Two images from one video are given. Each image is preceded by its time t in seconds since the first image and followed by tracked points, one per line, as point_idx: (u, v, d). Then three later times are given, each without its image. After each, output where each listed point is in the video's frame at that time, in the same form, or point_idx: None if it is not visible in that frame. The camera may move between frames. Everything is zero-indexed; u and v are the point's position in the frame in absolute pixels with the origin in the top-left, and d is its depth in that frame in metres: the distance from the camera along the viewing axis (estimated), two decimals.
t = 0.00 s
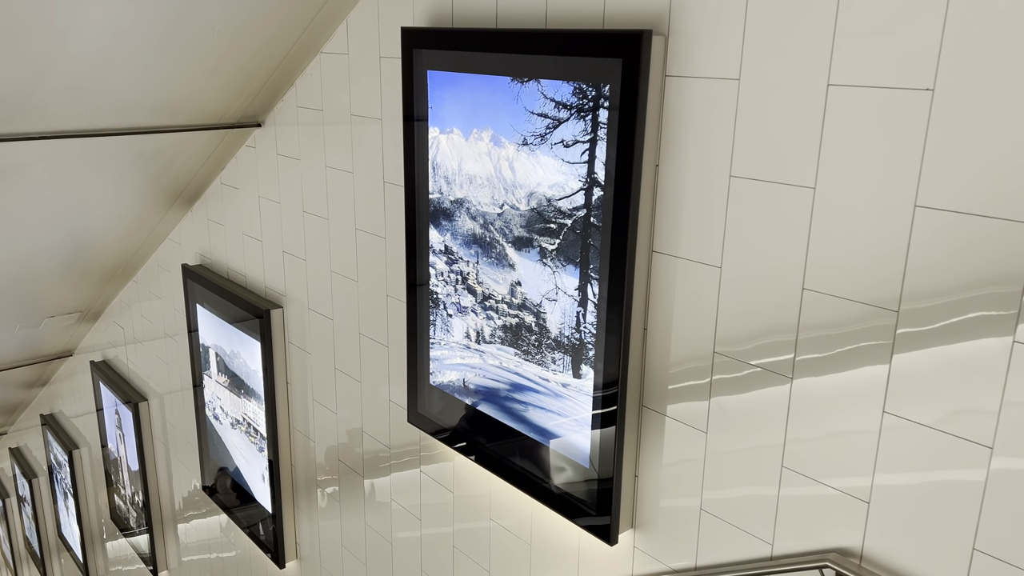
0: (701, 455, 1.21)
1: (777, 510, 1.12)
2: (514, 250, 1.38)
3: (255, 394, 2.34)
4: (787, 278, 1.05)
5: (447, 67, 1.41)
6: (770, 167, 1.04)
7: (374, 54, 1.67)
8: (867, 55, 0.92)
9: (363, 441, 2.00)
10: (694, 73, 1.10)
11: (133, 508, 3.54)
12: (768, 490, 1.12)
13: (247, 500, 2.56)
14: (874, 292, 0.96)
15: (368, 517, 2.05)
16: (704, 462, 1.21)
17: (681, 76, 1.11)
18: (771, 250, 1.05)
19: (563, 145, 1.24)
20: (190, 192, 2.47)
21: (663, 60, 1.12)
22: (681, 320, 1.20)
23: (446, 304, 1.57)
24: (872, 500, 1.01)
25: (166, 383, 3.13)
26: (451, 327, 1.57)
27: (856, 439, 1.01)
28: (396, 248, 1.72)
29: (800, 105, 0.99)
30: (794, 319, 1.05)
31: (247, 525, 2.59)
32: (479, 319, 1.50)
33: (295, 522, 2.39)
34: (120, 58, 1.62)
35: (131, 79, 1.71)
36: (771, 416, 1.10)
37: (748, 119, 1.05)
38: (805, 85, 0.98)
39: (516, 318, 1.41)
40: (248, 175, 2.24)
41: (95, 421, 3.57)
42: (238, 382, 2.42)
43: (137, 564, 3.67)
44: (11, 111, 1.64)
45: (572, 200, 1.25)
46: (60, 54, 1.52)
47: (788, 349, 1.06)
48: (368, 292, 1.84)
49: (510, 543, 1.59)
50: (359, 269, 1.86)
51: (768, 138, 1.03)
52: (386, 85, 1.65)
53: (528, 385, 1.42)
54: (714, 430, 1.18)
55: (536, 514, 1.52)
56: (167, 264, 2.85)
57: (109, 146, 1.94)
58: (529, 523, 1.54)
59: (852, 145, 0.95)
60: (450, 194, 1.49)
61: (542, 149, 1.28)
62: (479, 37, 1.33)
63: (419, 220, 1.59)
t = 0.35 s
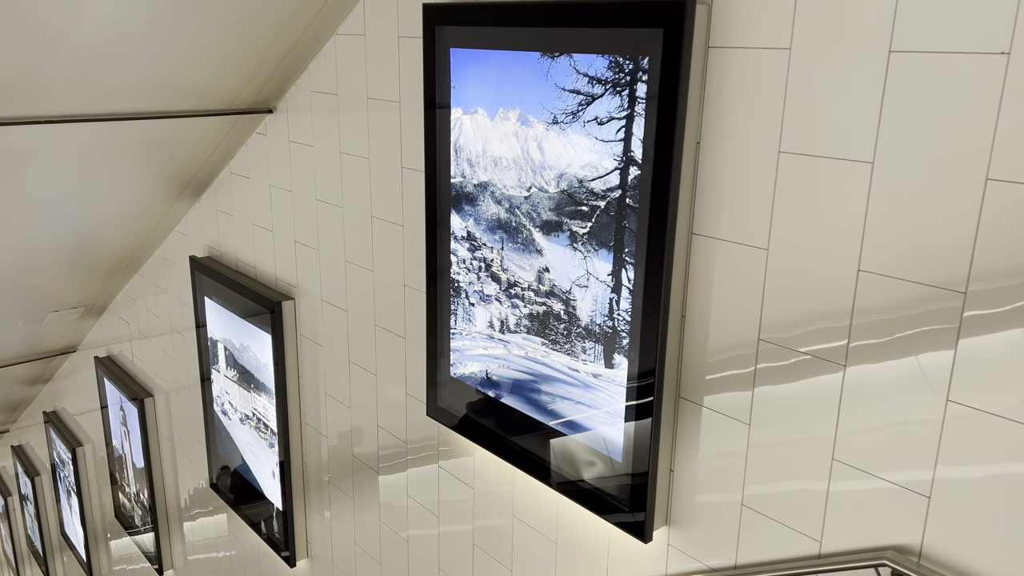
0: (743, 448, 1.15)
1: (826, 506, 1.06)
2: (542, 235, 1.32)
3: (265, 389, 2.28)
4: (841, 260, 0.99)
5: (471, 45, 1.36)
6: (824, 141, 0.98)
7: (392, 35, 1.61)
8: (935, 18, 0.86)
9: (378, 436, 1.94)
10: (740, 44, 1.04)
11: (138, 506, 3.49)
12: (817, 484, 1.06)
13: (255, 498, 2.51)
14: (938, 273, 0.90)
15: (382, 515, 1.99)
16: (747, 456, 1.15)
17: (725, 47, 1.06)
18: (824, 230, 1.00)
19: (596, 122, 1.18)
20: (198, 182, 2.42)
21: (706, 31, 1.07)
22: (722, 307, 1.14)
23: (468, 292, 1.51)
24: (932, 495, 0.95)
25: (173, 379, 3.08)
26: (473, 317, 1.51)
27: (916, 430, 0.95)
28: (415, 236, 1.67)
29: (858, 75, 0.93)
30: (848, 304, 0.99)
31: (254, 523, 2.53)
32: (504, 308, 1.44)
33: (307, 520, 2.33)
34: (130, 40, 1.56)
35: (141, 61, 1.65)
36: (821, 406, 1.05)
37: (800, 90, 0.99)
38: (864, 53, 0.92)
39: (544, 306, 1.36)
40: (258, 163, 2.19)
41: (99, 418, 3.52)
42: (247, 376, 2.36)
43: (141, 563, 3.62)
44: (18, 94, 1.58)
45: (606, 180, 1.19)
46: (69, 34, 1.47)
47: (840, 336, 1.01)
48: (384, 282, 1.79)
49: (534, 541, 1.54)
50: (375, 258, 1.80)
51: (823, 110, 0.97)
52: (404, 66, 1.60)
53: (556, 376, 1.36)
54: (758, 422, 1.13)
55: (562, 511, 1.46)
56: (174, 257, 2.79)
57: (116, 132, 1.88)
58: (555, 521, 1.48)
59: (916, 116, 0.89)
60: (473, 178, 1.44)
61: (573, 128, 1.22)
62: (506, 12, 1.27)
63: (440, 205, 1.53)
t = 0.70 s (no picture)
0: (791, 441, 1.09)
1: (883, 501, 1.00)
2: (573, 219, 1.26)
3: (276, 383, 2.22)
4: (903, 238, 0.93)
5: (498, 21, 1.30)
6: (885, 113, 0.92)
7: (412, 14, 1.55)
8: None
9: (394, 431, 1.88)
10: (792, 11, 0.98)
11: (143, 504, 3.45)
12: (873, 478, 1.00)
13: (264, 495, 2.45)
14: (1012, 252, 0.84)
15: (398, 512, 1.93)
16: (794, 449, 1.09)
17: (775, 15, 1.00)
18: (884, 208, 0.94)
19: (634, 98, 1.12)
20: (207, 172, 2.36)
21: None
22: (768, 292, 1.08)
23: (493, 281, 1.46)
24: (1003, 489, 0.89)
25: (179, 375, 3.02)
26: (498, 306, 1.45)
27: (986, 420, 0.89)
28: (435, 223, 1.61)
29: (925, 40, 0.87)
30: (911, 286, 0.93)
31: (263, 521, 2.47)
32: (531, 296, 1.38)
33: (318, 518, 2.27)
34: (140, 19, 1.51)
35: (151, 42, 1.60)
36: (877, 396, 0.99)
37: (860, 58, 0.93)
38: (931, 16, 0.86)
39: (574, 294, 1.30)
40: (269, 151, 2.13)
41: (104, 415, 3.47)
42: (258, 371, 2.30)
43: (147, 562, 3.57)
44: (24, 75, 1.52)
45: (644, 159, 1.13)
46: (77, 12, 1.41)
47: (901, 321, 0.95)
48: (402, 272, 1.73)
49: (560, 540, 1.48)
50: (392, 247, 1.74)
51: (885, 79, 0.91)
52: (425, 46, 1.54)
53: (588, 366, 1.30)
54: (807, 413, 1.07)
55: (590, 508, 1.40)
56: (182, 250, 2.74)
57: (123, 116, 1.82)
58: (583, 518, 1.42)
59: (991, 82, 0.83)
60: (499, 160, 1.38)
61: (608, 104, 1.16)
62: None
63: (463, 190, 1.47)
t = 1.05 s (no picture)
0: (843, 433, 1.03)
1: (947, 496, 0.94)
2: (607, 200, 1.21)
3: (288, 377, 2.17)
4: (973, 214, 0.87)
5: None
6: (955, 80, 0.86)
7: None
8: None
9: (411, 426, 1.82)
10: None
11: (149, 503, 3.40)
12: (936, 472, 0.94)
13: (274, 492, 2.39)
14: None
15: (415, 510, 1.87)
16: (847, 441, 1.03)
17: None
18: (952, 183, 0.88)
19: (676, 71, 1.06)
20: (216, 160, 2.30)
21: None
22: (820, 276, 1.02)
23: (519, 267, 1.40)
24: None
25: (186, 371, 2.97)
26: (525, 294, 1.40)
27: None
28: (457, 209, 1.55)
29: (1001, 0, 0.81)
30: (981, 266, 0.87)
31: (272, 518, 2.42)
32: (560, 283, 1.33)
33: (330, 516, 2.22)
34: None
35: (162, 22, 1.54)
36: (942, 384, 0.92)
37: (926, 21, 0.87)
38: None
39: (607, 280, 1.24)
40: (281, 138, 2.07)
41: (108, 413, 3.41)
42: (268, 365, 2.25)
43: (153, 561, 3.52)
44: (31, 56, 1.47)
45: (686, 136, 1.07)
46: None
47: (969, 304, 0.89)
48: (421, 261, 1.67)
49: (589, 538, 1.42)
50: (410, 235, 1.69)
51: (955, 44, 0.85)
52: (447, 24, 1.48)
53: (621, 356, 1.24)
54: (862, 403, 1.01)
55: (622, 504, 1.34)
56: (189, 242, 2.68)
57: (132, 100, 1.76)
58: (613, 516, 1.36)
59: None
60: (527, 141, 1.32)
61: (647, 78, 1.10)
62: None
63: (488, 173, 1.42)
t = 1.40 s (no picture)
0: (903, 424, 0.97)
1: (1019, 491, 0.88)
2: (646, 180, 1.15)
3: (301, 371, 2.11)
4: None
5: None
6: None
7: None
8: None
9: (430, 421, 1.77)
10: None
11: (155, 500, 3.33)
12: (1007, 465, 0.88)
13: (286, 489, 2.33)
14: None
15: (434, 507, 1.81)
16: (907, 433, 0.97)
17: None
18: None
19: (724, 39, 1.01)
20: (227, 148, 2.25)
21: None
22: (880, 257, 0.96)
23: (549, 253, 1.34)
24: None
25: (193, 366, 2.91)
26: (555, 281, 1.34)
27: None
28: (481, 194, 1.49)
29: None
30: None
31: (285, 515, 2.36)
32: (593, 268, 1.27)
33: (344, 513, 2.16)
34: None
35: None
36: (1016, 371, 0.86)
37: None
38: None
39: (645, 264, 1.18)
40: (294, 125, 2.01)
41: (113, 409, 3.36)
42: (280, 359, 2.19)
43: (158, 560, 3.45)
44: (38, 33, 1.41)
45: (734, 109, 1.01)
46: None
47: None
48: (442, 248, 1.61)
49: (620, 536, 1.36)
50: (431, 222, 1.63)
51: None
52: None
53: (660, 343, 1.19)
54: (925, 392, 0.94)
55: (657, 500, 1.28)
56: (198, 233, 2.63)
57: (142, 83, 1.70)
58: (648, 512, 1.30)
59: None
60: (560, 120, 1.27)
61: (692, 49, 1.04)
62: None
63: (517, 154, 1.36)
